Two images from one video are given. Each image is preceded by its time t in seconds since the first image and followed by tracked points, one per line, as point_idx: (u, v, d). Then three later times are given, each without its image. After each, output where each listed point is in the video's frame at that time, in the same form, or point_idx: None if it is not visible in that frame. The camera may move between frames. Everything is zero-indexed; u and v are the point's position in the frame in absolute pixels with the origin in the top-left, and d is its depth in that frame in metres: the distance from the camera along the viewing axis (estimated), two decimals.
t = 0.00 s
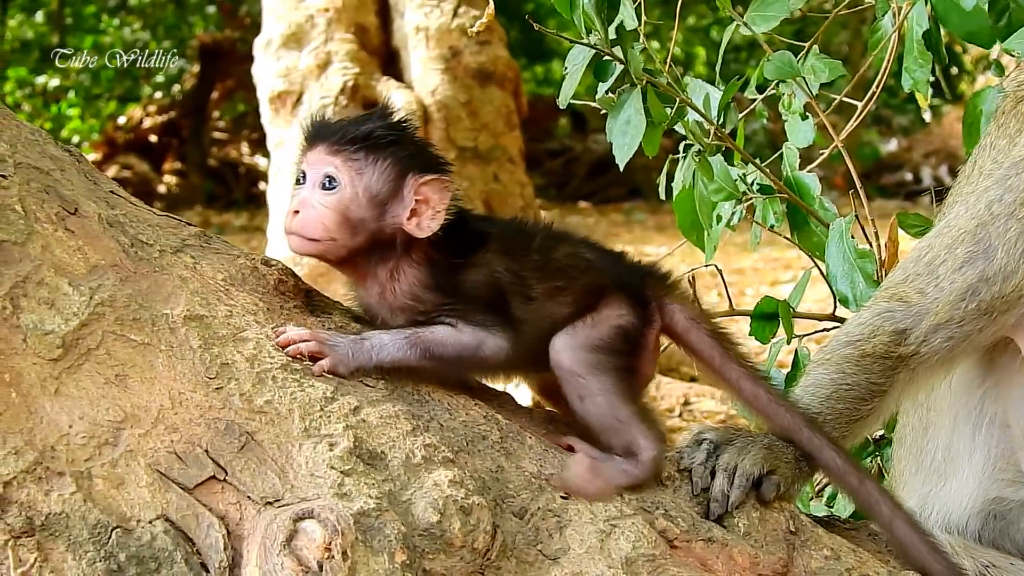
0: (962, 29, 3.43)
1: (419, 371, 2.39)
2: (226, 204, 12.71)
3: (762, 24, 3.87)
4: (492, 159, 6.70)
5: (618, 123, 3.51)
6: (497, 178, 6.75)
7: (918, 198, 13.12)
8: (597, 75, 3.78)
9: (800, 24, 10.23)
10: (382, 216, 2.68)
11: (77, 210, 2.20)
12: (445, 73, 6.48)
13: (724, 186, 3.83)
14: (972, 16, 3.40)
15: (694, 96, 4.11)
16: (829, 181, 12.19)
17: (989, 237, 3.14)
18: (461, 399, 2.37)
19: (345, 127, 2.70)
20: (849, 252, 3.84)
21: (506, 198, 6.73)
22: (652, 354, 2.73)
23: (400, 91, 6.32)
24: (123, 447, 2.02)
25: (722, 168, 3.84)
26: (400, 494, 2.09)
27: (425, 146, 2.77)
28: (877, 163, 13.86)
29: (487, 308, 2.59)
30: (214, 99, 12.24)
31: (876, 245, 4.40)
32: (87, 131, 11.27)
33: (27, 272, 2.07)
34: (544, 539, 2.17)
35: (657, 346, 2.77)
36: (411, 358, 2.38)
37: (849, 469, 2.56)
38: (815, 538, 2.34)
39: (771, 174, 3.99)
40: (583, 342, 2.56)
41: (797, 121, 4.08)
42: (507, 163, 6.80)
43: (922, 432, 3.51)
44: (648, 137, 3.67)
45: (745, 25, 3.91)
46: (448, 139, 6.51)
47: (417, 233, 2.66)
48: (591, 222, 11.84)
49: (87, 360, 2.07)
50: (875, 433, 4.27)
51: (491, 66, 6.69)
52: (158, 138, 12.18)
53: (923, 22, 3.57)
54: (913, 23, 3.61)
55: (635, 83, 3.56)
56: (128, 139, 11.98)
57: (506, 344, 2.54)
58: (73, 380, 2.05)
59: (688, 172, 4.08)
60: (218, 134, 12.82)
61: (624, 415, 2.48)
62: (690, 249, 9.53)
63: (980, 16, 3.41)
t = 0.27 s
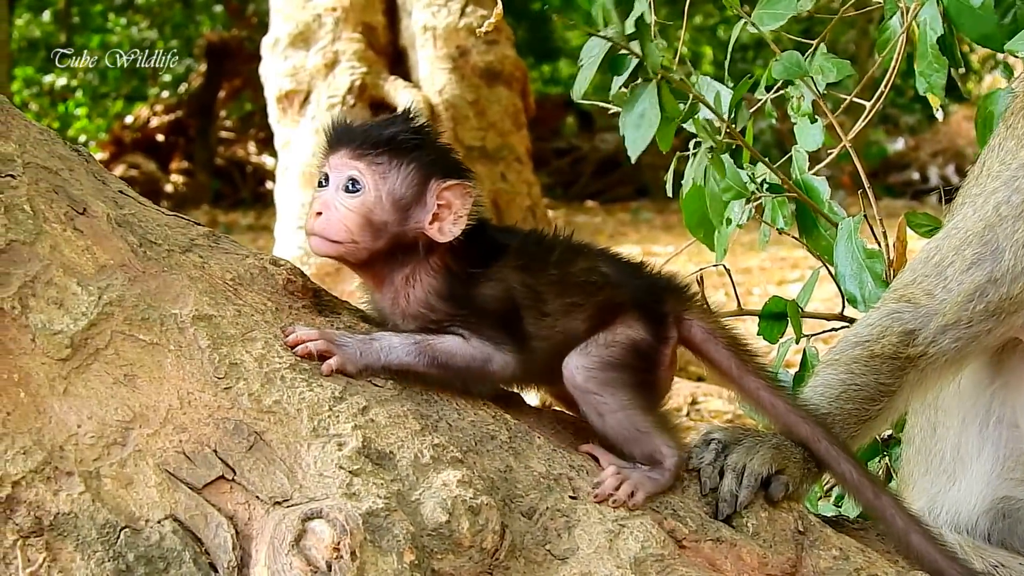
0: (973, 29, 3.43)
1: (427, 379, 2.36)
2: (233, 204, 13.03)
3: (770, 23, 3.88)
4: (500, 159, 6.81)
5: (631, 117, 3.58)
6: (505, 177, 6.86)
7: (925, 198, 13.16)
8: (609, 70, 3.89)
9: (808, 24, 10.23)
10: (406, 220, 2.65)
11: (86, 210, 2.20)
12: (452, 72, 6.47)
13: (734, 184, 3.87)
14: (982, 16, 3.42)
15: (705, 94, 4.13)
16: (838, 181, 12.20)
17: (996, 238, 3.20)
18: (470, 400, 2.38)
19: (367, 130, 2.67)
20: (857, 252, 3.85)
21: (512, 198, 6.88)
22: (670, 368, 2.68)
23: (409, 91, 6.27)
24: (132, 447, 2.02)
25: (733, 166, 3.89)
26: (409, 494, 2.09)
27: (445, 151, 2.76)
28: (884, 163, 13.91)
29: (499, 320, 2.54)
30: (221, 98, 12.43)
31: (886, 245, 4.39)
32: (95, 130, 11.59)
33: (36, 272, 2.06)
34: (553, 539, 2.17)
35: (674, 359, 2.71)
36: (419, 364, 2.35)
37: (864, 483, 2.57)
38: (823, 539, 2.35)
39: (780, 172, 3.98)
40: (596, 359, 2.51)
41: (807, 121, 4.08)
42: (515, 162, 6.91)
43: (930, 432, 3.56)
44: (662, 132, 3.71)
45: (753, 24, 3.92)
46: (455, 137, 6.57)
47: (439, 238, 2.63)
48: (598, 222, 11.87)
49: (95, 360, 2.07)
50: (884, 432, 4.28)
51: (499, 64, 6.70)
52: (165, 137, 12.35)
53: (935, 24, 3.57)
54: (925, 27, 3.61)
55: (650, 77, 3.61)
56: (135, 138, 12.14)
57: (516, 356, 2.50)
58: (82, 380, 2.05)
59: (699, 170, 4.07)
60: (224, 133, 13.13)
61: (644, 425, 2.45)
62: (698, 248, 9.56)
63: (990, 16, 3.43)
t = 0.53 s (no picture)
0: (984, 32, 3.43)
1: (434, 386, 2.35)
2: (240, 204, 13.04)
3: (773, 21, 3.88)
4: (508, 158, 6.89)
5: (637, 117, 3.59)
6: (513, 178, 6.93)
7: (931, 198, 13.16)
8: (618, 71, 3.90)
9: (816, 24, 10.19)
10: (417, 225, 2.65)
11: (93, 210, 2.20)
12: (460, 73, 6.50)
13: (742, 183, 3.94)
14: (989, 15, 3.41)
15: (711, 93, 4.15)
16: (845, 181, 12.20)
17: (1004, 240, 3.25)
18: (478, 397, 2.38)
19: (372, 135, 2.65)
20: (865, 251, 3.85)
21: (521, 198, 6.97)
22: (674, 375, 2.68)
23: (416, 90, 6.35)
24: (140, 447, 2.02)
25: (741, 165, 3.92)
26: (417, 494, 2.09)
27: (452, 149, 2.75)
28: (892, 163, 13.94)
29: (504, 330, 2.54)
30: (230, 98, 12.44)
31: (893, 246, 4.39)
32: (103, 131, 11.50)
33: (43, 272, 2.07)
34: (561, 539, 2.18)
35: (678, 367, 2.72)
36: (426, 369, 2.34)
37: (872, 483, 2.58)
38: (831, 539, 2.36)
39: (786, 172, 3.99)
40: (592, 370, 2.51)
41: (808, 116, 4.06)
42: (523, 162, 6.96)
43: (938, 432, 3.61)
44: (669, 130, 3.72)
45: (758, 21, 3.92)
46: (463, 138, 6.59)
47: (450, 239, 2.64)
48: (605, 221, 11.88)
49: (102, 361, 2.06)
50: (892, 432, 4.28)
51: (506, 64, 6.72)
52: (173, 138, 12.34)
53: (945, 25, 3.55)
54: (935, 28, 3.59)
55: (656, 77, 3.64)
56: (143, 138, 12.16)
57: (522, 364, 2.50)
58: (90, 379, 2.05)
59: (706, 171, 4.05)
60: (233, 133, 13.17)
61: (647, 429, 2.46)
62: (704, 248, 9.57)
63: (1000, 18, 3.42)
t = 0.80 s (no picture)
0: (977, 30, 3.43)
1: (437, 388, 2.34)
2: (245, 204, 13.08)
3: (789, 24, 3.91)
4: (513, 158, 6.86)
5: (637, 121, 3.59)
6: (518, 178, 6.92)
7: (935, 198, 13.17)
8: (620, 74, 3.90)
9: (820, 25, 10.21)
10: (410, 241, 2.65)
11: (98, 210, 2.20)
12: (465, 73, 6.52)
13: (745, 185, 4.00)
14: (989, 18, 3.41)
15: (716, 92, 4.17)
16: (849, 181, 12.21)
17: (1008, 240, 3.23)
18: (483, 397, 2.38)
19: (350, 161, 2.65)
20: (871, 252, 3.86)
21: (525, 198, 6.93)
22: (676, 374, 2.68)
23: (421, 91, 6.38)
24: (145, 447, 2.02)
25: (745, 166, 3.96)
26: (422, 494, 2.09)
27: (438, 157, 2.76)
28: (896, 164, 13.96)
29: (507, 330, 2.54)
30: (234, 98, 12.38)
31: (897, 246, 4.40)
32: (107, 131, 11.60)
33: (48, 272, 2.06)
34: (566, 539, 2.18)
35: (680, 366, 2.71)
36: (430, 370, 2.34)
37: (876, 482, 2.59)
38: (836, 539, 2.37)
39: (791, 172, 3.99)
40: (596, 370, 2.51)
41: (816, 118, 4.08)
42: (528, 162, 6.95)
43: (943, 433, 3.62)
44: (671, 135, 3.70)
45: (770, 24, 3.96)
46: (468, 139, 6.60)
47: (445, 248, 2.63)
48: (609, 222, 11.89)
49: (107, 361, 2.06)
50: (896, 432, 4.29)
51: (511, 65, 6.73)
52: (177, 138, 12.38)
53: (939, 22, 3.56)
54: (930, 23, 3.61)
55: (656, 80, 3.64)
56: (147, 138, 12.17)
57: (527, 365, 2.50)
58: (95, 379, 2.04)
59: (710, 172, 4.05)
60: (238, 134, 13.17)
61: (653, 429, 2.45)
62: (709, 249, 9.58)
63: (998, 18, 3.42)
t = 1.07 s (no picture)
0: (985, 30, 3.44)
1: (435, 389, 2.34)
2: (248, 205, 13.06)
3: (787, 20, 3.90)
4: (516, 159, 6.85)
5: (638, 122, 3.59)
6: (521, 179, 6.90)
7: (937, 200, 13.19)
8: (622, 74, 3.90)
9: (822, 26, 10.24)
10: (400, 249, 2.63)
11: (100, 211, 2.20)
12: (468, 74, 6.53)
13: (747, 186, 3.97)
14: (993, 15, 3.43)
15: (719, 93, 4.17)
16: (852, 182, 12.22)
17: (1004, 242, 3.25)
18: (485, 397, 2.38)
19: (345, 164, 2.62)
20: (872, 254, 3.85)
21: (528, 200, 6.91)
22: (682, 375, 2.66)
23: (423, 92, 6.38)
24: (147, 448, 2.02)
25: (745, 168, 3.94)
26: (424, 495, 2.09)
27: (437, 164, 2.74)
28: (898, 166, 13.98)
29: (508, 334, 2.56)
30: (238, 99, 12.27)
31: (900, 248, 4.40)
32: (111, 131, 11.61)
33: (50, 272, 2.06)
34: (568, 541, 2.18)
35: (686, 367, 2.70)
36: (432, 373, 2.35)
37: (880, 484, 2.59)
38: (838, 541, 2.37)
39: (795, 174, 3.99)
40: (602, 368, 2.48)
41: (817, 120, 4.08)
42: (531, 163, 6.96)
43: (947, 436, 3.62)
44: (671, 135, 3.70)
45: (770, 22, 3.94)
46: (471, 139, 6.59)
47: (437, 261, 2.63)
48: (611, 223, 11.89)
49: (109, 361, 2.06)
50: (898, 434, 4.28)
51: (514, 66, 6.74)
52: (180, 138, 12.29)
53: (949, 25, 3.55)
54: (939, 26, 3.59)
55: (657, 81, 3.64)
56: (150, 139, 12.10)
57: (529, 366, 2.50)
58: (97, 380, 2.04)
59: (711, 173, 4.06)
60: (241, 135, 13.11)
61: (658, 429, 2.44)
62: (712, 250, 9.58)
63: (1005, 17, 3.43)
